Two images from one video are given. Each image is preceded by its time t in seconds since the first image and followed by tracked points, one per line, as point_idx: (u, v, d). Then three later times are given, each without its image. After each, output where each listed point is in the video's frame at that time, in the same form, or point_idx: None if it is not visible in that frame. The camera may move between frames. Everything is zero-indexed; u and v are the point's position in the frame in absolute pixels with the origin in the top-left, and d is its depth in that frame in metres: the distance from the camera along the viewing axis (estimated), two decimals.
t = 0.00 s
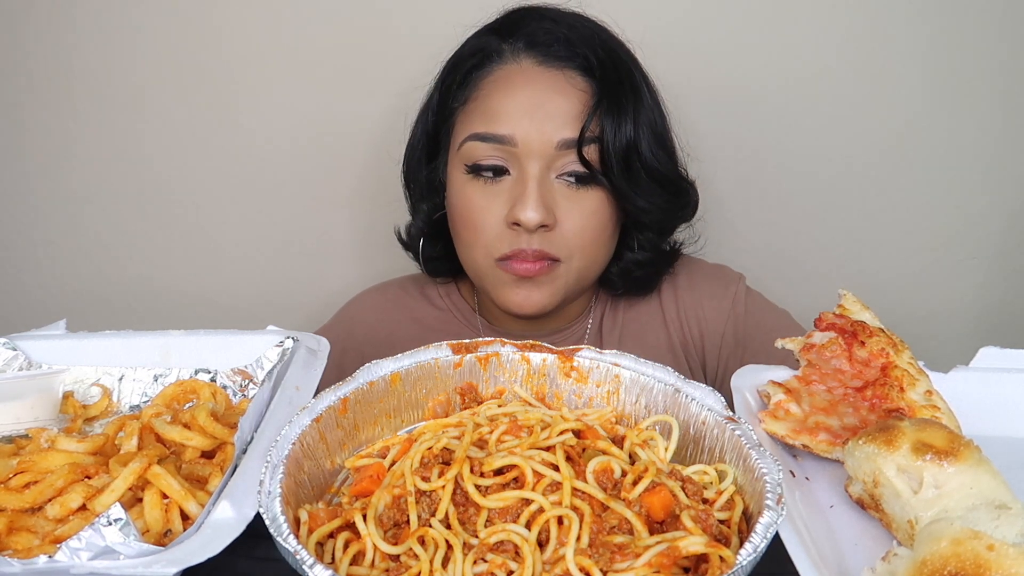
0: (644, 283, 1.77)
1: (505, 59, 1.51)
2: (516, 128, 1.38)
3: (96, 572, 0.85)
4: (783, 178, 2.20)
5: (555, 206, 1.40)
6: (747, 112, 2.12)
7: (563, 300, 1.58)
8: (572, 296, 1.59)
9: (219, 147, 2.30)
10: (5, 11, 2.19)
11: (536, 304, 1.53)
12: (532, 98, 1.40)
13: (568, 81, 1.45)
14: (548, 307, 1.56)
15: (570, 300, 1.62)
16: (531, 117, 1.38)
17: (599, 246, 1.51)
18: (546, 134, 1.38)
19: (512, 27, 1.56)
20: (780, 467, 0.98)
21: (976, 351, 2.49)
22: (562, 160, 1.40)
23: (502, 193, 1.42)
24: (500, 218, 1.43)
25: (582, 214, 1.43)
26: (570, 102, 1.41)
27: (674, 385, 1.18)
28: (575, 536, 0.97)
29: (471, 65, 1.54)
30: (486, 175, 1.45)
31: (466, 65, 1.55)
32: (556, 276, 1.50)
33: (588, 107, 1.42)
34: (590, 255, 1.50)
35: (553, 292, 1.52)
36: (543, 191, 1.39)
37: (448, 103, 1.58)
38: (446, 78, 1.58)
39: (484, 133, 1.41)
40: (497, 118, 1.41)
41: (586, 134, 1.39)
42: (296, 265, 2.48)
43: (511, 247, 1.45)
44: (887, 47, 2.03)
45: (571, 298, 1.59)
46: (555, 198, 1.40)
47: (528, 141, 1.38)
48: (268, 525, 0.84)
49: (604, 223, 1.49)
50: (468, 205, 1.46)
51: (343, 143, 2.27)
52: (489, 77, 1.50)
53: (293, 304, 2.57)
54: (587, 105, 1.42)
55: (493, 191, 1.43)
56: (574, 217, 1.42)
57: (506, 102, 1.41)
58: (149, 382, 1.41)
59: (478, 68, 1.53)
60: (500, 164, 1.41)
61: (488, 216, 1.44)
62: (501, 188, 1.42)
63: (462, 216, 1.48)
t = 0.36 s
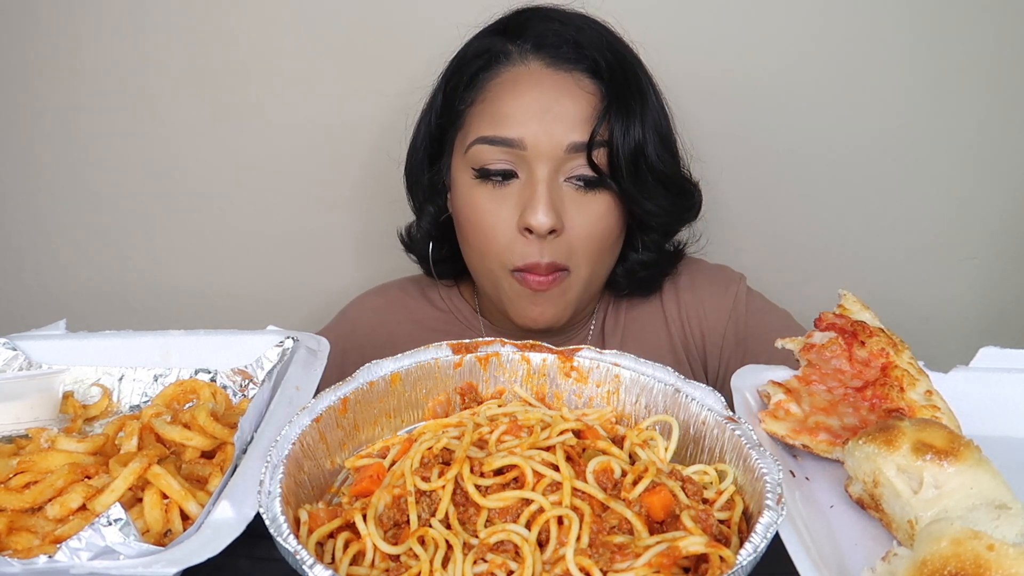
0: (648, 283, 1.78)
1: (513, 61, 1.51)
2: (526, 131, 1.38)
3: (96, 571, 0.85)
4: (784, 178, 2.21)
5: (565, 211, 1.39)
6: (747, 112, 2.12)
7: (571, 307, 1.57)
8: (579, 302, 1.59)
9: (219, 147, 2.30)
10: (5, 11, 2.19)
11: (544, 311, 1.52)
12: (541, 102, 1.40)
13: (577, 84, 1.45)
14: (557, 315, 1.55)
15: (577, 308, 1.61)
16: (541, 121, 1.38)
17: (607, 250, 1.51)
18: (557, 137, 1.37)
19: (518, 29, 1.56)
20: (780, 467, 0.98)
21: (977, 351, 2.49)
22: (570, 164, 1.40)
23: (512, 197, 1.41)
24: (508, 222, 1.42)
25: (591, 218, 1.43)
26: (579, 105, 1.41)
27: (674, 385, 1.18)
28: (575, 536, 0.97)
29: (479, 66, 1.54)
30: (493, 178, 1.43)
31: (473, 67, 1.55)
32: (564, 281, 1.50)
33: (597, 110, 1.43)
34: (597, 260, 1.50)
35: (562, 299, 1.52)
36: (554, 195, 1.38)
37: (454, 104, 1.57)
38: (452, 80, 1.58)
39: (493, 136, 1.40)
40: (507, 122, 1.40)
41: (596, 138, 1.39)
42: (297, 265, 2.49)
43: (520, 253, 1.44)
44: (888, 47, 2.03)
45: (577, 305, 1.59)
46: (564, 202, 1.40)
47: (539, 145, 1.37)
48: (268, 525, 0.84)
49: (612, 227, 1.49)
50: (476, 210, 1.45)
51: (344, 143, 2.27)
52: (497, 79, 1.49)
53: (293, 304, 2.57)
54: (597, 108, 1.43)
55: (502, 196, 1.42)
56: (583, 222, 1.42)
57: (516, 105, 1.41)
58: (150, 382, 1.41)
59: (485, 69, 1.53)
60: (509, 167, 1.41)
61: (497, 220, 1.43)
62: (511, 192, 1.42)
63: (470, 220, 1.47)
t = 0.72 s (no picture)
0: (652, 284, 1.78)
1: (525, 65, 1.48)
2: (539, 138, 1.37)
3: (96, 571, 0.85)
4: (784, 178, 2.20)
5: (575, 217, 1.40)
6: (747, 112, 2.12)
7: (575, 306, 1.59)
8: (583, 302, 1.61)
9: (219, 147, 2.30)
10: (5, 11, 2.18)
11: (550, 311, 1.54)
12: (555, 108, 1.39)
13: (591, 91, 1.44)
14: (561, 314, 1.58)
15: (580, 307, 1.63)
16: (555, 128, 1.37)
17: (614, 253, 1.53)
18: (571, 145, 1.37)
19: (530, 31, 1.53)
20: (780, 467, 0.98)
21: (976, 351, 2.49)
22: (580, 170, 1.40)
23: (522, 203, 1.41)
24: (518, 227, 1.42)
25: (600, 224, 1.44)
26: (592, 112, 1.41)
27: (674, 385, 1.18)
28: (575, 536, 0.97)
29: (489, 68, 1.51)
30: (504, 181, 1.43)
31: (484, 69, 1.51)
32: (572, 283, 1.51)
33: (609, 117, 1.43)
34: (604, 263, 1.52)
35: (568, 300, 1.54)
36: (565, 202, 1.39)
37: (462, 104, 1.54)
38: (460, 80, 1.55)
39: (506, 141, 1.38)
40: (520, 127, 1.39)
41: (609, 145, 1.39)
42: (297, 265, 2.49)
43: (530, 256, 1.45)
44: (887, 47, 2.03)
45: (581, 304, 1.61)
46: (575, 209, 1.41)
47: (552, 151, 1.37)
48: (268, 525, 0.84)
49: (620, 232, 1.50)
50: (485, 214, 1.45)
51: (343, 143, 2.27)
52: (510, 83, 1.47)
53: (292, 304, 2.57)
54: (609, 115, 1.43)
55: (513, 201, 1.42)
56: (593, 228, 1.44)
57: (530, 110, 1.39)
58: (150, 382, 1.41)
59: (496, 72, 1.50)
60: (521, 173, 1.40)
61: (507, 225, 1.43)
62: (522, 198, 1.41)
63: (479, 223, 1.47)
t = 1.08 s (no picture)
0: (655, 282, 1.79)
1: (531, 71, 1.46)
2: (551, 146, 1.36)
3: (96, 572, 0.85)
4: (784, 179, 2.20)
5: (587, 223, 1.40)
6: (747, 112, 2.12)
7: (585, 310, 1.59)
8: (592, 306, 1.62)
9: (219, 147, 2.30)
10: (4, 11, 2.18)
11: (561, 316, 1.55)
12: (565, 114, 1.38)
13: (601, 96, 1.44)
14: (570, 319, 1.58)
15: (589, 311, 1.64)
16: (567, 135, 1.36)
17: (624, 257, 1.54)
18: (582, 152, 1.36)
19: (535, 37, 1.51)
20: (780, 467, 0.98)
21: (976, 351, 2.49)
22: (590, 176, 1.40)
23: (534, 210, 1.41)
24: (530, 234, 1.42)
25: (612, 228, 1.45)
26: (602, 118, 1.40)
27: (674, 385, 1.18)
28: (575, 536, 0.97)
29: (494, 74, 1.48)
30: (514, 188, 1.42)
31: (489, 76, 1.49)
32: (583, 288, 1.52)
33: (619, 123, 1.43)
34: (614, 267, 1.52)
35: (579, 304, 1.55)
36: (578, 209, 1.38)
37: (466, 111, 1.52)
38: (463, 87, 1.53)
39: (516, 150, 1.37)
40: (530, 135, 1.38)
41: (620, 151, 1.40)
42: (297, 265, 2.49)
43: (541, 263, 1.45)
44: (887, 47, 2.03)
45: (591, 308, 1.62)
46: (587, 215, 1.40)
47: (563, 158, 1.36)
48: (268, 525, 0.84)
49: (629, 236, 1.51)
50: (496, 222, 1.44)
51: (343, 143, 2.27)
52: (517, 89, 1.45)
53: (292, 303, 2.57)
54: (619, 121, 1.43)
55: (524, 209, 1.41)
56: (604, 233, 1.44)
57: (540, 117, 1.38)
58: (150, 382, 1.41)
59: (501, 77, 1.48)
60: (532, 180, 1.39)
61: (519, 233, 1.43)
62: (533, 205, 1.41)
63: (490, 231, 1.46)
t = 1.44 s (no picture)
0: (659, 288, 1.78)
1: (545, 72, 1.45)
2: (562, 149, 1.35)
3: (96, 571, 0.85)
4: (784, 179, 2.20)
5: (593, 230, 1.40)
6: (747, 112, 2.12)
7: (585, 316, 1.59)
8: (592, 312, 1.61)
9: (219, 148, 2.30)
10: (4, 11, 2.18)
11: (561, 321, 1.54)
12: (577, 117, 1.37)
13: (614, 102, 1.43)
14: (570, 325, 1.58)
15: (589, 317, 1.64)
16: (579, 138, 1.35)
17: (626, 264, 1.54)
18: (593, 156, 1.36)
19: (550, 37, 1.50)
20: (780, 467, 0.98)
21: (976, 351, 2.49)
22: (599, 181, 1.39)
23: (541, 213, 1.40)
24: (536, 237, 1.42)
25: (615, 236, 1.45)
26: (615, 124, 1.40)
27: (674, 385, 1.18)
28: (575, 536, 0.97)
29: (508, 71, 1.47)
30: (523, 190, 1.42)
31: (502, 73, 1.47)
32: (584, 294, 1.51)
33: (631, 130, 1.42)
34: (615, 274, 1.52)
35: (580, 310, 1.54)
36: (585, 214, 1.38)
37: (478, 107, 1.50)
38: (475, 84, 1.51)
39: (527, 151, 1.37)
40: (541, 136, 1.37)
41: (631, 159, 1.40)
42: (297, 265, 2.49)
43: (545, 266, 1.45)
44: (886, 47, 2.03)
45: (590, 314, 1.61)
46: (594, 221, 1.40)
47: (573, 162, 1.35)
48: (268, 525, 0.84)
49: (632, 243, 1.51)
50: (502, 222, 1.44)
51: (343, 144, 2.27)
52: (530, 89, 1.43)
53: (293, 303, 2.57)
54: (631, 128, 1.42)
55: (531, 211, 1.41)
56: (608, 240, 1.44)
57: (552, 119, 1.37)
58: (150, 382, 1.42)
59: (515, 76, 1.46)
60: (541, 182, 1.39)
61: (524, 235, 1.42)
62: (540, 208, 1.41)
63: (495, 231, 1.46)
